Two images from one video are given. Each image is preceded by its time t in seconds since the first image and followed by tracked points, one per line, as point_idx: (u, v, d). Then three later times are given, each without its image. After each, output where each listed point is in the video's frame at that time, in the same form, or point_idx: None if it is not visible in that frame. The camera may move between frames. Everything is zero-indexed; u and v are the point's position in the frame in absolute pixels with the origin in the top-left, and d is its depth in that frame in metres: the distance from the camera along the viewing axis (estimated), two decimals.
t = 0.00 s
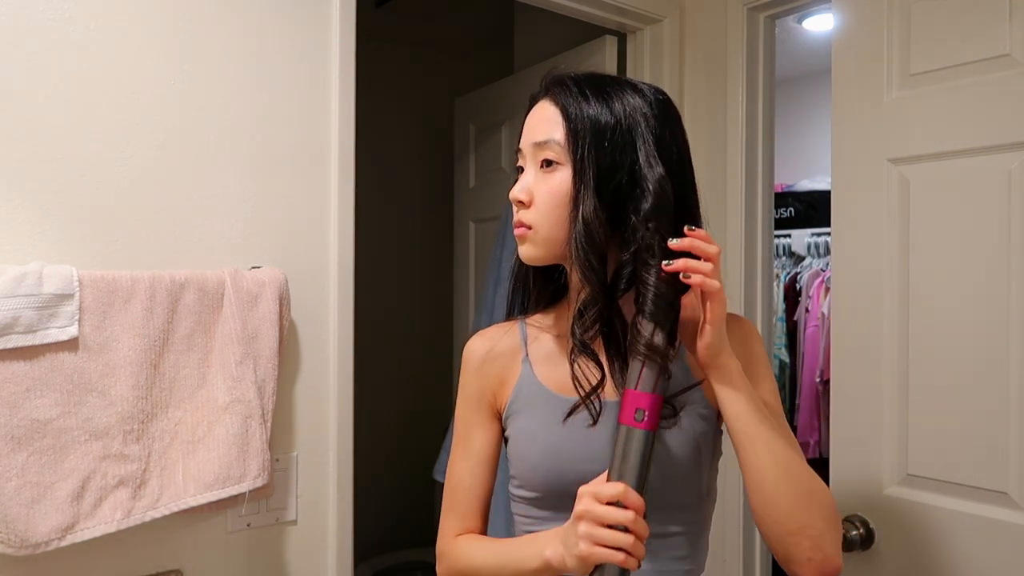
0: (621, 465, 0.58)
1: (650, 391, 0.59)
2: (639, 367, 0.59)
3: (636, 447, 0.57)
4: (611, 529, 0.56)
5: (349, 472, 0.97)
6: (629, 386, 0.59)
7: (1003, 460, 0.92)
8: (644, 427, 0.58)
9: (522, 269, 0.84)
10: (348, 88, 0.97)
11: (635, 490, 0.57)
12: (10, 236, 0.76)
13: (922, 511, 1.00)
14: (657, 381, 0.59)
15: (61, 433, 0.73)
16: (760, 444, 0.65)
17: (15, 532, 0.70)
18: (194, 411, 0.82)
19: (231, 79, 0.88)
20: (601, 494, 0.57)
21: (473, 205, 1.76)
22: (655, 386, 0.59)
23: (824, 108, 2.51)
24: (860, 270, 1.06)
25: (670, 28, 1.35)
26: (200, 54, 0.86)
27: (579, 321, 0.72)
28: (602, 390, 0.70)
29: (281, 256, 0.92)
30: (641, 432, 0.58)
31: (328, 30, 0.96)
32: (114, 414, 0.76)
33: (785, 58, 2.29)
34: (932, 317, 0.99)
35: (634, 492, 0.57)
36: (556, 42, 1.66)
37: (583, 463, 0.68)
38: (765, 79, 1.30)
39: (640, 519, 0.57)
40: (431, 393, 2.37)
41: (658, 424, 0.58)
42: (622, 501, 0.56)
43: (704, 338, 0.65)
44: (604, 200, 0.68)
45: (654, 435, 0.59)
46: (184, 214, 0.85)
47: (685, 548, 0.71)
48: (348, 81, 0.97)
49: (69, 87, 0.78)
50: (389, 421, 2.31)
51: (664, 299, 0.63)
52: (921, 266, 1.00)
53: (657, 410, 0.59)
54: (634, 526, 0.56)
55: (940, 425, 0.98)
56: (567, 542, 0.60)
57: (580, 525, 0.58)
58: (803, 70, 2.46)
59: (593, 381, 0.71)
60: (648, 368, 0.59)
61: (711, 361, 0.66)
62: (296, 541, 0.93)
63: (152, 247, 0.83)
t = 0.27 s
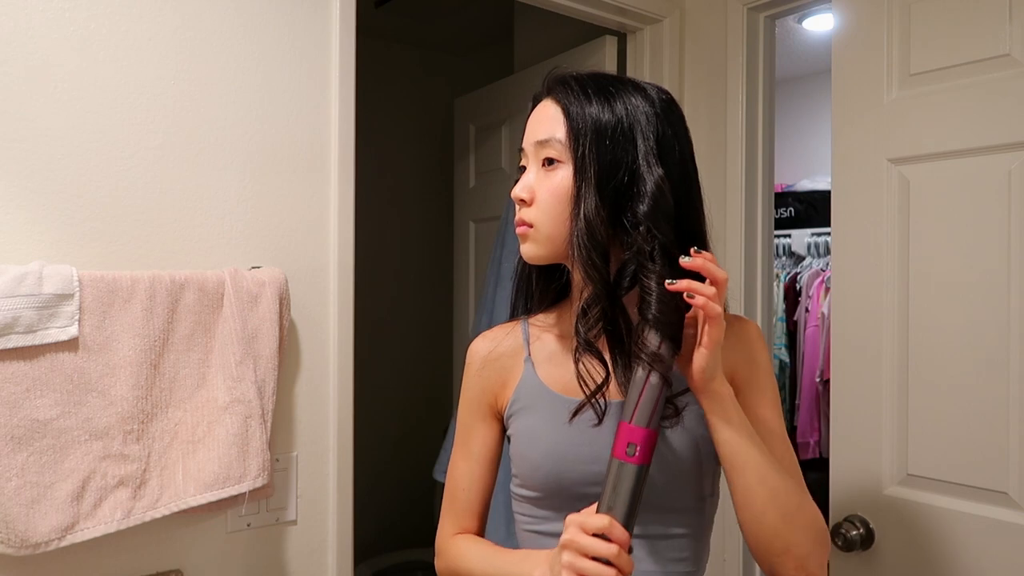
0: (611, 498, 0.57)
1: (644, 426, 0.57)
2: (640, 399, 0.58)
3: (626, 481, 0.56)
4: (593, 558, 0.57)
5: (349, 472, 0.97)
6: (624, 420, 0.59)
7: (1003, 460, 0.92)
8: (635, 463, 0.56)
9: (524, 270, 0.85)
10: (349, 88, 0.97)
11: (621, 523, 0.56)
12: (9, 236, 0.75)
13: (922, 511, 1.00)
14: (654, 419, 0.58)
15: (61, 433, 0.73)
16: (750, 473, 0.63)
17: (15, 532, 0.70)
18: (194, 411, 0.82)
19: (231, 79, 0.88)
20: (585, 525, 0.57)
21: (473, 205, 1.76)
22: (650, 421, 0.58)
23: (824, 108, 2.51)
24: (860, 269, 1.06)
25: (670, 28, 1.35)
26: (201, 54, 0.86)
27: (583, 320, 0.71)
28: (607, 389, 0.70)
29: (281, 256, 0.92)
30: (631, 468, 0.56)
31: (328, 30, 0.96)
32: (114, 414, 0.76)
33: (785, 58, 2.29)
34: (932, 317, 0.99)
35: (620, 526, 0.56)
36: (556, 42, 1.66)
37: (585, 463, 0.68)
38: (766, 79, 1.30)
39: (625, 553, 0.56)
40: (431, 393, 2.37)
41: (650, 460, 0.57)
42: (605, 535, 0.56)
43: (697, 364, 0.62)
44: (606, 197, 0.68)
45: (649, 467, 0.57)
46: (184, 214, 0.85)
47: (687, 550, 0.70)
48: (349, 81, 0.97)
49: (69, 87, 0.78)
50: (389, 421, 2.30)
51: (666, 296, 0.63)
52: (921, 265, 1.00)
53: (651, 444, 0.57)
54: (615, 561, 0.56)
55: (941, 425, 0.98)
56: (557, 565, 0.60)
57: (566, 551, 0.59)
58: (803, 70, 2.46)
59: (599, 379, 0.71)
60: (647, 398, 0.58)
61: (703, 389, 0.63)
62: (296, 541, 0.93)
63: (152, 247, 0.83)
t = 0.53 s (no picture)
0: None
1: (621, 517, 0.56)
2: (622, 487, 0.56)
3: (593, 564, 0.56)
4: None
5: (349, 472, 0.97)
6: (605, 502, 0.57)
7: (1003, 459, 0.92)
8: (606, 549, 0.56)
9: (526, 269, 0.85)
10: (349, 88, 0.97)
11: None
12: (9, 236, 0.76)
13: (922, 511, 1.00)
14: (635, 507, 0.56)
15: (61, 433, 0.73)
16: (739, 497, 0.62)
17: (15, 532, 0.70)
18: (194, 411, 0.82)
19: (231, 79, 0.88)
20: None
21: (473, 205, 1.76)
22: (628, 512, 0.56)
23: (824, 108, 2.51)
24: (860, 270, 1.06)
25: (670, 28, 1.35)
26: (201, 54, 0.86)
27: (581, 321, 0.70)
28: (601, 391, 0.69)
29: (281, 256, 0.92)
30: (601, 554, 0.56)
31: (328, 30, 0.96)
32: (114, 414, 0.76)
33: (785, 58, 2.29)
34: (932, 316, 0.99)
35: None
36: (556, 42, 1.66)
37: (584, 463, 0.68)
38: (766, 79, 1.30)
39: None
40: (431, 393, 2.37)
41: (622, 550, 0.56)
42: None
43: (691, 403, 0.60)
44: (605, 197, 0.67)
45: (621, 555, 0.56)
46: (184, 214, 0.85)
47: (688, 551, 0.70)
48: (349, 81, 0.97)
49: (70, 87, 0.78)
50: (389, 421, 2.30)
51: (668, 295, 0.65)
52: (921, 265, 1.00)
53: (626, 534, 0.56)
54: None
55: (941, 425, 0.98)
56: None
57: None
58: (803, 70, 2.46)
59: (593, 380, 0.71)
60: (629, 489, 0.56)
61: (694, 429, 0.61)
62: (296, 541, 0.93)
63: (152, 248, 0.83)
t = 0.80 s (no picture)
0: None
1: (587, 563, 0.56)
2: (590, 535, 0.56)
3: None
4: None
5: (350, 472, 0.97)
6: (574, 546, 0.57)
7: (1003, 460, 0.92)
8: None
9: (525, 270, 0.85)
10: (349, 88, 0.97)
11: None
12: (9, 236, 0.76)
13: (922, 511, 1.00)
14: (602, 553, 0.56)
15: (62, 433, 0.73)
16: (730, 496, 0.62)
17: (15, 532, 0.70)
18: (194, 411, 0.82)
19: (231, 80, 0.88)
20: None
21: (473, 205, 1.76)
22: (594, 560, 0.56)
23: (824, 108, 2.51)
24: (860, 270, 1.06)
25: (671, 28, 1.35)
26: (200, 54, 0.86)
27: (579, 322, 0.70)
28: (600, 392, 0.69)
29: (281, 256, 0.92)
30: None
31: (328, 30, 0.96)
32: (114, 414, 0.76)
33: (785, 58, 2.29)
34: (932, 316, 0.99)
35: None
36: (556, 42, 1.66)
37: (582, 464, 0.67)
38: (765, 79, 1.30)
39: None
40: (431, 393, 2.37)
41: None
42: None
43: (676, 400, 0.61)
44: (605, 198, 0.67)
45: None
46: (184, 214, 0.85)
47: (687, 552, 0.70)
48: (349, 81, 0.97)
49: (70, 87, 0.78)
50: (389, 421, 2.31)
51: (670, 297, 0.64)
52: (921, 265, 1.00)
53: None
54: None
55: (941, 426, 0.98)
56: None
57: None
58: (803, 70, 2.46)
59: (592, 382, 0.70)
60: (596, 538, 0.56)
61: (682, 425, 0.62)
62: (296, 541, 0.93)
63: (152, 248, 0.83)
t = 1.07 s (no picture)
0: None
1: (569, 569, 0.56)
2: (570, 542, 0.56)
3: None
4: None
5: (349, 472, 0.97)
6: (557, 552, 0.57)
7: (1004, 460, 0.92)
8: None
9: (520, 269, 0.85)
10: (349, 89, 0.97)
11: None
12: (9, 235, 0.75)
13: (922, 511, 1.00)
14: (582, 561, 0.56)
15: (62, 433, 0.73)
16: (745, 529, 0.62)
17: (15, 533, 0.70)
18: (194, 411, 0.82)
19: (231, 80, 0.88)
20: None
21: (473, 205, 1.76)
22: (576, 565, 0.56)
23: (824, 108, 2.51)
24: (860, 270, 1.06)
25: (670, 28, 1.35)
26: (200, 54, 0.86)
27: (578, 323, 0.71)
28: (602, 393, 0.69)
29: (282, 256, 0.92)
30: None
31: (328, 30, 0.96)
32: (114, 414, 0.76)
33: (785, 58, 2.29)
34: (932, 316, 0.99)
35: None
36: (556, 43, 1.66)
37: (580, 464, 0.67)
38: (765, 79, 1.30)
39: None
40: (431, 393, 2.37)
41: None
42: None
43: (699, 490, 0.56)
44: (603, 198, 0.67)
45: None
46: (184, 213, 0.85)
47: (685, 553, 0.70)
48: (349, 81, 0.97)
49: (70, 87, 0.78)
50: (389, 421, 2.31)
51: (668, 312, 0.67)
52: (921, 265, 1.00)
53: None
54: None
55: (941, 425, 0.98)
56: None
57: None
58: (803, 70, 2.46)
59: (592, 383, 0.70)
60: (576, 544, 0.56)
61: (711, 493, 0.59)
62: (296, 541, 0.93)
63: (152, 248, 0.83)
